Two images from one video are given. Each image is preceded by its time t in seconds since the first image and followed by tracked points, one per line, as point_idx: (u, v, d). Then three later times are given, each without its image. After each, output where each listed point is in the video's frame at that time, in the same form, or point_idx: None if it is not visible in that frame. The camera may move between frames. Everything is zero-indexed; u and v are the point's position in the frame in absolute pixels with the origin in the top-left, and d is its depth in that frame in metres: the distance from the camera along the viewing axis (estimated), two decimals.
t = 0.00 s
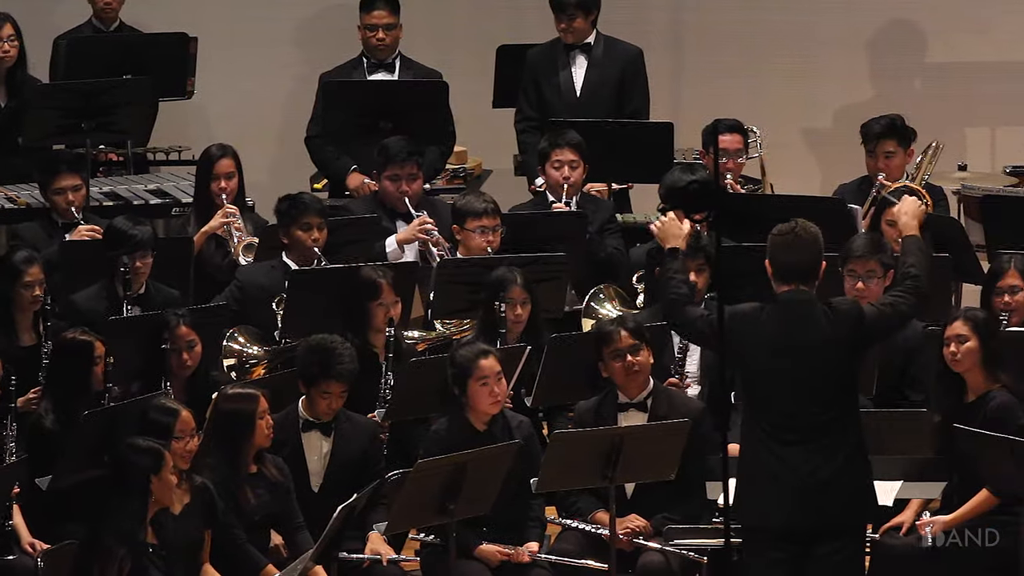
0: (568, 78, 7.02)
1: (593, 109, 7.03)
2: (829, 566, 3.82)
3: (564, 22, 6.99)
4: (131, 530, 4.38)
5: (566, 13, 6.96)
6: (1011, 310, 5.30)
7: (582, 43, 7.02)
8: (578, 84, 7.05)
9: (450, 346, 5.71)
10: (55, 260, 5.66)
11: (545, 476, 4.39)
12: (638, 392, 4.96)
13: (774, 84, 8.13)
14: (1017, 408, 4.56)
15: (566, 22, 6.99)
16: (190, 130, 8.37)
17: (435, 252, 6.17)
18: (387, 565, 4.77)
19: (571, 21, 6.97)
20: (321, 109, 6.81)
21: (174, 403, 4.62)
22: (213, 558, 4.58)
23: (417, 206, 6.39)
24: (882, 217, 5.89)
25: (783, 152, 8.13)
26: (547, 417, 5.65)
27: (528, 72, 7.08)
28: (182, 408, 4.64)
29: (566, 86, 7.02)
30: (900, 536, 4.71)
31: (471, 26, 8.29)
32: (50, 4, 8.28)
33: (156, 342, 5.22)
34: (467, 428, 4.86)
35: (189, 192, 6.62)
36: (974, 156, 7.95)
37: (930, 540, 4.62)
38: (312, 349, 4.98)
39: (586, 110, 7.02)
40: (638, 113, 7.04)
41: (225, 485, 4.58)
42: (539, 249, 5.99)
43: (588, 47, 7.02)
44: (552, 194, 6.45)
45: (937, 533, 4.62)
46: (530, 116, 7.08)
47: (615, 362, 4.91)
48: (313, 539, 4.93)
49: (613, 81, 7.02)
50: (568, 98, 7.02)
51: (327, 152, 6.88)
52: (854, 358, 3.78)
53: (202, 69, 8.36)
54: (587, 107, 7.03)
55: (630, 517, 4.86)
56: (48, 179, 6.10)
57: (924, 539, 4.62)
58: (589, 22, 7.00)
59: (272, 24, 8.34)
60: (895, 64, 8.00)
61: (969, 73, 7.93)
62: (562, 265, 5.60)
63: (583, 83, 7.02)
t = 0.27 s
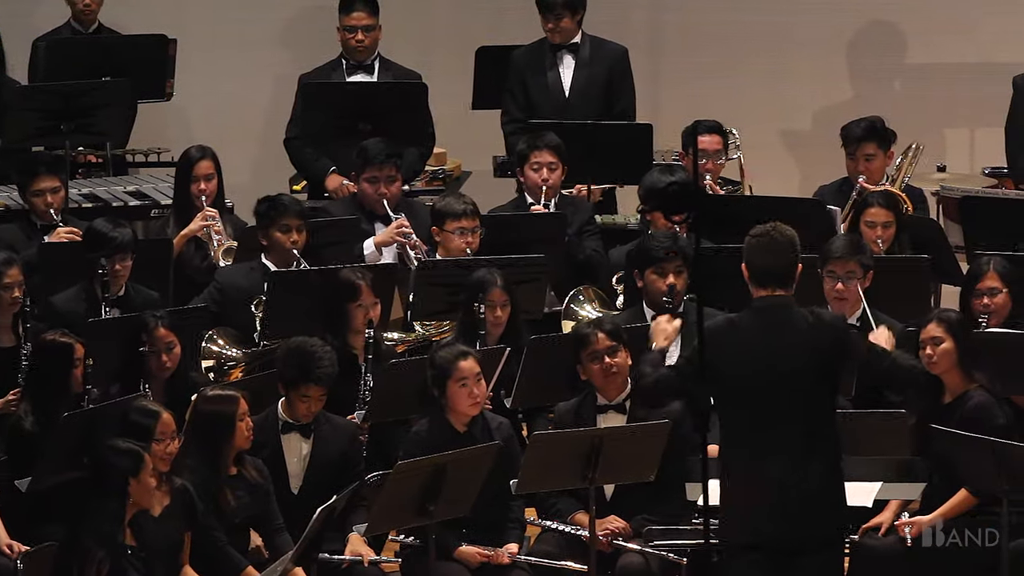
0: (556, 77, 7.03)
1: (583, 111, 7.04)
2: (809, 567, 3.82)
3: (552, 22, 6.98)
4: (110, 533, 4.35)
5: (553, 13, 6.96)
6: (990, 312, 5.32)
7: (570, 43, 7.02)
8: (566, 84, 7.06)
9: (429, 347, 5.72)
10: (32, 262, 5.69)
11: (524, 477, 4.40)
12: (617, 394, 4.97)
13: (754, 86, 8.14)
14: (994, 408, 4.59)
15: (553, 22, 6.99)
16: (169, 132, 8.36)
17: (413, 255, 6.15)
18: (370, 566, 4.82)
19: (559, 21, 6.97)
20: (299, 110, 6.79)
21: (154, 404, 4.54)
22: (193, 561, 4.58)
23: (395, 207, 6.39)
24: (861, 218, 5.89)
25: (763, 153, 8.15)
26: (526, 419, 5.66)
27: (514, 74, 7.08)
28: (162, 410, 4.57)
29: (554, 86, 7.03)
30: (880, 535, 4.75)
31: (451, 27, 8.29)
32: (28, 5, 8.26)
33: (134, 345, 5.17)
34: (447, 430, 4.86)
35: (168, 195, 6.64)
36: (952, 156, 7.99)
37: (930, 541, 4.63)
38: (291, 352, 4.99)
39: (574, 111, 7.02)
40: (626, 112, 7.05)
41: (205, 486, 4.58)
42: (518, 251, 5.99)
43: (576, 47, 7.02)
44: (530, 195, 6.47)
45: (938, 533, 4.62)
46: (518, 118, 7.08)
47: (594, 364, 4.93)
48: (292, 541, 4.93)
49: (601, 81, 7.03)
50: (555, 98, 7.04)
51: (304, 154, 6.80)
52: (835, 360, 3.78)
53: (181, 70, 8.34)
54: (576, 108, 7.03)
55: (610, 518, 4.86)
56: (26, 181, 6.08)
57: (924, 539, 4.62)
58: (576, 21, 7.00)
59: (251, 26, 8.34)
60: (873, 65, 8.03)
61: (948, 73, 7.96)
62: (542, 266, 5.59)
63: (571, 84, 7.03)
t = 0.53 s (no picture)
0: (539, 80, 7.03)
1: (566, 111, 7.04)
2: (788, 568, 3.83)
3: (534, 24, 6.97)
4: (86, 534, 4.42)
5: (536, 16, 6.94)
6: (968, 314, 5.32)
7: (553, 45, 7.02)
8: (549, 86, 7.06)
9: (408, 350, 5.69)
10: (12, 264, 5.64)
11: (504, 479, 4.41)
12: (596, 396, 4.97)
13: (734, 88, 8.16)
14: (971, 409, 4.65)
15: (536, 24, 6.97)
16: (148, 134, 8.34)
17: (391, 256, 6.12)
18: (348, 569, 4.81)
19: (542, 22, 6.96)
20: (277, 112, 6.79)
21: (134, 407, 4.56)
22: (173, 566, 4.55)
23: (373, 209, 6.38)
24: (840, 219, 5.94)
25: (742, 156, 8.17)
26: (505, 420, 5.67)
27: (497, 76, 7.08)
28: (142, 412, 4.58)
29: (537, 88, 7.04)
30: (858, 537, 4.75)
31: (431, 29, 8.28)
32: (6, 7, 8.23)
33: (112, 347, 5.19)
34: (427, 432, 4.86)
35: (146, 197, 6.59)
36: (932, 158, 8.03)
37: (929, 541, 4.65)
38: (269, 354, 4.97)
39: (557, 112, 7.03)
40: (607, 114, 7.08)
41: (184, 489, 4.55)
42: (498, 253, 6.00)
43: (559, 49, 7.02)
44: (510, 198, 6.52)
45: (939, 532, 4.65)
46: (501, 118, 7.08)
47: (573, 367, 4.92)
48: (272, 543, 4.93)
49: (584, 83, 7.04)
50: (537, 100, 7.04)
51: (285, 155, 6.83)
52: (814, 362, 3.79)
53: (160, 72, 8.32)
54: (559, 109, 7.04)
55: (589, 520, 4.86)
56: (5, 184, 6.06)
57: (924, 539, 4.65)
58: (559, 24, 6.99)
59: (230, 27, 8.32)
60: (853, 67, 8.06)
61: (927, 75, 7.99)
62: (520, 268, 5.57)
63: (554, 86, 7.04)
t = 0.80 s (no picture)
0: (514, 85, 7.04)
1: (543, 114, 7.06)
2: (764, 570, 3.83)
3: (509, 28, 7.00)
4: (60, 538, 4.29)
5: (511, 19, 6.98)
6: (944, 317, 5.35)
7: (528, 49, 7.03)
8: (525, 90, 7.07)
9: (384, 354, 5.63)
10: None
11: (480, 483, 4.41)
12: (573, 400, 4.97)
13: (710, 92, 8.18)
14: (948, 412, 4.63)
15: (511, 28, 6.99)
16: (124, 137, 8.32)
17: (368, 251, 6.13)
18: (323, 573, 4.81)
19: (516, 26, 6.99)
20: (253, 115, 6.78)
21: (110, 410, 4.53)
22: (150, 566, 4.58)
23: (350, 209, 6.38)
24: (816, 223, 5.95)
25: (719, 159, 8.19)
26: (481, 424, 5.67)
27: (475, 78, 7.08)
28: (118, 415, 4.56)
29: (512, 93, 7.04)
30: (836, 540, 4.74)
31: (408, 31, 8.29)
32: None
33: (92, 350, 5.18)
34: (403, 435, 4.86)
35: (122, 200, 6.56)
36: (908, 162, 8.05)
37: (930, 541, 4.66)
38: (245, 355, 4.97)
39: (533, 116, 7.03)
40: (586, 119, 7.06)
41: (160, 493, 4.60)
42: (475, 256, 6.02)
43: (535, 53, 7.03)
44: (487, 201, 6.53)
45: (939, 532, 4.65)
46: (478, 122, 7.07)
47: (550, 370, 4.92)
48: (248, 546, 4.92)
49: (560, 87, 7.05)
50: (512, 104, 7.05)
51: (260, 159, 6.81)
52: (788, 366, 3.81)
53: (136, 75, 8.30)
54: (534, 113, 7.05)
55: (565, 523, 4.85)
56: None
57: (924, 539, 4.66)
58: (534, 28, 7.01)
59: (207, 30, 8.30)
60: (829, 70, 8.08)
61: (903, 79, 8.03)
62: (496, 271, 5.57)
63: (529, 89, 7.04)
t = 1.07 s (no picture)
0: (492, 89, 7.05)
1: (521, 118, 7.05)
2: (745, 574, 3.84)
3: (488, 32, 7.01)
4: (39, 542, 4.30)
5: (489, 23, 6.99)
6: (924, 321, 5.38)
7: (506, 53, 7.05)
8: (502, 93, 7.08)
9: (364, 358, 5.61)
10: None
11: (461, 487, 4.41)
12: (555, 403, 4.98)
13: (691, 95, 8.20)
14: (933, 417, 4.66)
15: (489, 32, 7.01)
16: (105, 141, 8.30)
17: (348, 256, 6.12)
18: None
19: (495, 31, 6.99)
20: (235, 119, 6.77)
21: (92, 414, 4.51)
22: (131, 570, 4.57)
23: (332, 213, 6.36)
24: (798, 226, 5.96)
25: (700, 163, 8.20)
26: (463, 427, 5.67)
27: (454, 80, 7.10)
28: (99, 420, 4.53)
29: (490, 96, 7.05)
30: (817, 545, 4.77)
31: (389, 35, 8.29)
32: None
33: (76, 354, 5.17)
34: (383, 439, 4.85)
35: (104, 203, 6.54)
36: (890, 165, 8.07)
37: (930, 541, 4.68)
38: (225, 357, 4.97)
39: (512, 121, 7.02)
40: (561, 124, 7.05)
41: (142, 496, 4.57)
42: (457, 260, 6.03)
43: (513, 57, 7.04)
44: (468, 205, 6.50)
45: (939, 532, 4.67)
46: (455, 124, 7.10)
47: (531, 373, 4.93)
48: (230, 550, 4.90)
49: (538, 91, 7.05)
50: (490, 108, 7.05)
51: (241, 162, 6.80)
52: (769, 371, 3.82)
53: (118, 78, 8.29)
54: (511, 118, 7.05)
55: (547, 527, 4.86)
56: None
57: (925, 539, 4.67)
58: (513, 32, 7.02)
59: (188, 34, 8.29)
60: (811, 74, 8.09)
61: (886, 82, 8.04)
62: (481, 275, 5.59)
63: (506, 93, 7.05)
